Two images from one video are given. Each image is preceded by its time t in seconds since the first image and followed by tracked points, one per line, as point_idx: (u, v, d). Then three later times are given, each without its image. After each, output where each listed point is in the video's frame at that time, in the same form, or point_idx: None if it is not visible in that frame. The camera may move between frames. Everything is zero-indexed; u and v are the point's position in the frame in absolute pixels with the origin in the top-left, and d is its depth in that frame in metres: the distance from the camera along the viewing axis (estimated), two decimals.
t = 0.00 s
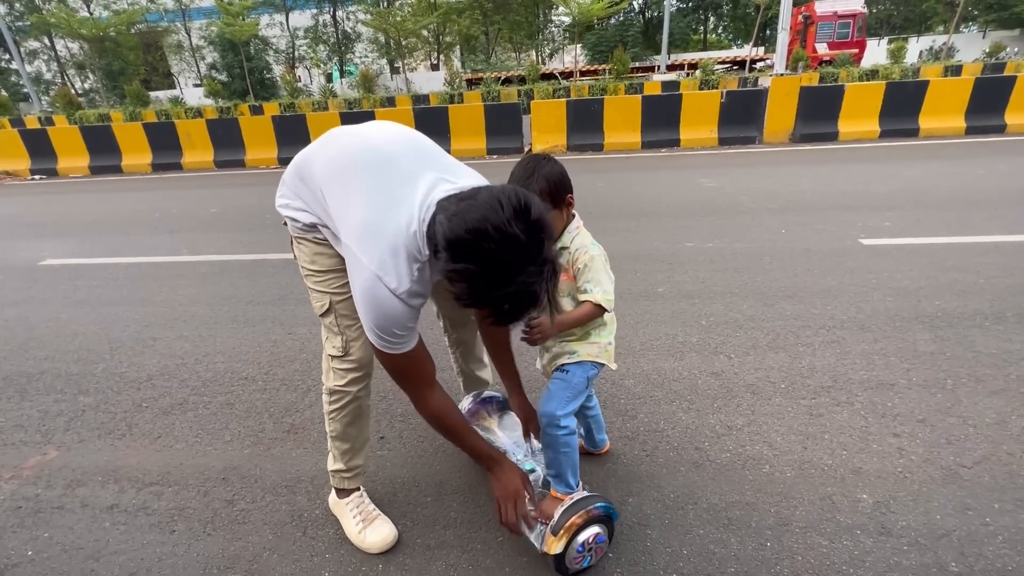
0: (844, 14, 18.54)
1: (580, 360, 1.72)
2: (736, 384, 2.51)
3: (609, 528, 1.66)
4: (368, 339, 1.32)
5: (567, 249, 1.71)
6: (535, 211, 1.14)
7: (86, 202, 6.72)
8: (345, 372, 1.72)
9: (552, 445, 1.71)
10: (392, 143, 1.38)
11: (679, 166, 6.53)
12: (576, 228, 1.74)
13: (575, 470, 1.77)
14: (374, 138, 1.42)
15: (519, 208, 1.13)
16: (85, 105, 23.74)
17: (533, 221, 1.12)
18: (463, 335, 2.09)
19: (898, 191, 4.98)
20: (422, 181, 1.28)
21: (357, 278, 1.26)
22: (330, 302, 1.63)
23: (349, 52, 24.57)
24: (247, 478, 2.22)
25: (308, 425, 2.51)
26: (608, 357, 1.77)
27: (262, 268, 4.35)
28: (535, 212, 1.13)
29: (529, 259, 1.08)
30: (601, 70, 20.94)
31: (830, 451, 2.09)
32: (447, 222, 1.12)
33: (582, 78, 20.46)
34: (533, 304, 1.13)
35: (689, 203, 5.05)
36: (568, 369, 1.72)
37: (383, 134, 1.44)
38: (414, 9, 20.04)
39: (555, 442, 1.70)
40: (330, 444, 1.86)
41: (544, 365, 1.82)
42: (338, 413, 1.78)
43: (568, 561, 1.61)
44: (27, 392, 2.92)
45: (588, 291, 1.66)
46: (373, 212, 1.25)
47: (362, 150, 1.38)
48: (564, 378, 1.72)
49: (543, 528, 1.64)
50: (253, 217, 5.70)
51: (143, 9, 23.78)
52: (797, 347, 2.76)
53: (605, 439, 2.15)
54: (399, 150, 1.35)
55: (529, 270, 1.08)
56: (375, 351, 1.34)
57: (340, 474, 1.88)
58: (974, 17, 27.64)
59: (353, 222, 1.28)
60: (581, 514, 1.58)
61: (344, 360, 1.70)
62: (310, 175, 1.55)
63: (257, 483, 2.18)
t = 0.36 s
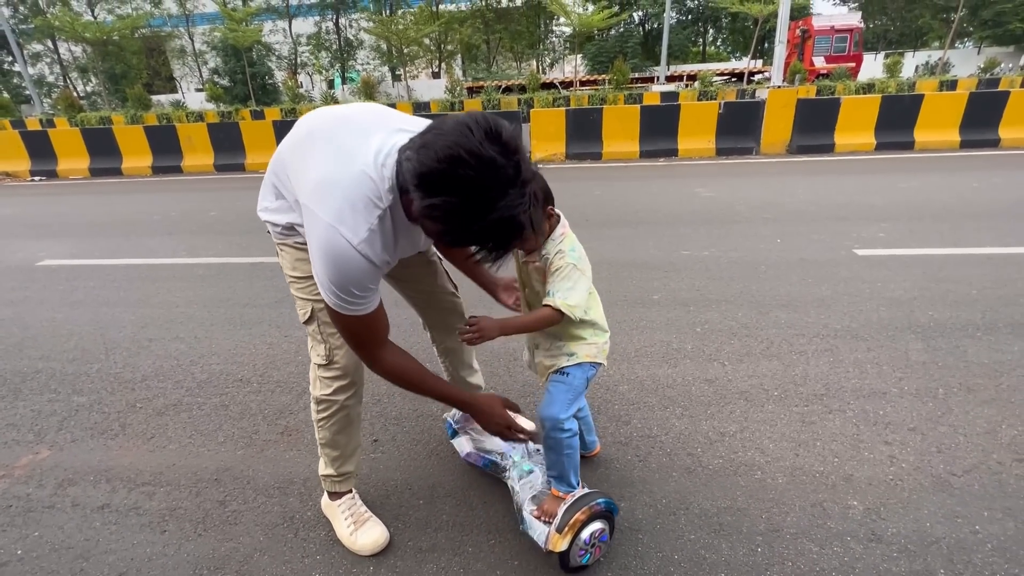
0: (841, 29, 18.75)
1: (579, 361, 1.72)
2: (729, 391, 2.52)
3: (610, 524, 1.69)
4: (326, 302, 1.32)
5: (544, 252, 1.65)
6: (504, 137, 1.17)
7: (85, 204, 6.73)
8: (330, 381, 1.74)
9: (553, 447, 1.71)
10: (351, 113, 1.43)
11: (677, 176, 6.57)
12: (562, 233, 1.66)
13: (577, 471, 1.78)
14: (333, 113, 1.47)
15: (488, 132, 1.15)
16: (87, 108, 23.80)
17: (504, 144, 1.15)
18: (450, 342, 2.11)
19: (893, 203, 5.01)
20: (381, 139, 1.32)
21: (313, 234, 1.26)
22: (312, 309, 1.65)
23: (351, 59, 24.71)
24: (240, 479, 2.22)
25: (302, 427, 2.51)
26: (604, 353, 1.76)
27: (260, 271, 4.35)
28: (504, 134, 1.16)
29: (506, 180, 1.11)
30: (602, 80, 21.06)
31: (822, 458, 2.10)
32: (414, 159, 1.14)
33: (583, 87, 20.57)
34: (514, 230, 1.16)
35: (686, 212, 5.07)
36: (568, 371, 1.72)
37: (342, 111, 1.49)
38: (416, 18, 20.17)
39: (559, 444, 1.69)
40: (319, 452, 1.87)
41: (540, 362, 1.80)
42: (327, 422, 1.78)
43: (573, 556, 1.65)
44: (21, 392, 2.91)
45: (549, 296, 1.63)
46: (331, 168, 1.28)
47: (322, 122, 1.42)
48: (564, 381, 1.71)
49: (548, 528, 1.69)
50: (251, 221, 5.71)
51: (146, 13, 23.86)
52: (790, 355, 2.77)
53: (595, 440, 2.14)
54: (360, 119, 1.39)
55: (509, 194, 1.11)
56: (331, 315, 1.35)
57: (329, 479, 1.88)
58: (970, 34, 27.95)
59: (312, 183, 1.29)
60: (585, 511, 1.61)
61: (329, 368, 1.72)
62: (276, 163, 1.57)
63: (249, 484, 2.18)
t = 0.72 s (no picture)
0: (840, 35, 18.84)
1: (567, 360, 1.70)
2: (721, 393, 2.52)
3: (604, 519, 1.71)
4: (286, 267, 1.31)
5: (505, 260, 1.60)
6: (478, 97, 1.19)
7: (79, 196, 6.69)
8: (314, 379, 1.73)
9: (543, 446, 1.71)
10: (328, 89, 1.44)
11: (674, 178, 6.58)
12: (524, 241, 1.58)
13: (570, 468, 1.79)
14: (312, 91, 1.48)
15: (460, 90, 1.16)
16: (83, 100, 23.66)
17: (477, 102, 1.17)
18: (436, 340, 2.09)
19: (888, 209, 5.03)
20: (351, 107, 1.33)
21: (275, 194, 1.24)
22: (295, 306, 1.65)
23: (350, 55, 24.65)
24: (228, 474, 2.20)
25: (292, 423, 2.50)
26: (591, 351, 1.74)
27: (253, 266, 4.33)
28: (477, 93, 1.17)
29: (476, 139, 1.14)
30: (601, 81, 21.07)
31: (812, 461, 2.10)
32: (385, 118, 1.15)
33: (582, 88, 20.56)
34: (483, 189, 1.19)
35: (682, 214, 5.08)
36: (556, 370, 1.70)
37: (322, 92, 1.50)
38: (416, 16, 20.12)
39: (549, 444, 1.70)
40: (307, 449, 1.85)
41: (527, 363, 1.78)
42: (312, 419, 1.77)
43: (569, 552, 1.66)
44: (9, 383, 2.89)
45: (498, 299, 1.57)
46: (301, 133, 1.27)
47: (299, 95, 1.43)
48: (553, 380, 1.69)
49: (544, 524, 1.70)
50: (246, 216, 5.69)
51: (145, 6, 23.70)
52: (783, 358, 2.77)
53: (586, 441, 2.13)
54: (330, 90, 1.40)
55: (478, 152, 1.14)
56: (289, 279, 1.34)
57: (318, 476, 1.87)
58: (967, 42, 28.12)
59: (279, 145, 1.28)
60: (581, 506, 1.63)
61: (312, 366, 1.72)
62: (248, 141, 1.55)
63: (238, 479, 2.17)
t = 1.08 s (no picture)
0: (848, 45, 18.85)
1: (563, 373, 1.69)
2: (725, 402, 2.52)
3: (605, 526, 1.70)
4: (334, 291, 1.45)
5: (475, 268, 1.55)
6: (465, 140, 1.22)
7: (90, 196, 6.75)
8: (322, 373, 1.74)
9: (539, 456, 1.73)
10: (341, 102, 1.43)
11: (680, 186, 6.58)
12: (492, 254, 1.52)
13: (568, 473, 1.79)
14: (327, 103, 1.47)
15: (449, 136, 1.21)
16: (95, 101, 23.87)
17: (463, 151, 1.21)
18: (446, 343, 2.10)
19: (895, 219, 5.02)
20: (365, 128, 1.33)
21: (307, 227, 1.33)
22: (309, 301, 1.66)
23: (360, 60, 24.81)
24: (232, 474, 2.21)
25: (296, 424, 2.51)
26: (588, 361, 1.71)
27: (260, 267, 4.36)
28: (465, 140, 1.22)
29: (452, 186, 1.19)
30: (609, 89, 21.11)
31: (815, 472, 2.10)
32: (377, 151, 1.21)
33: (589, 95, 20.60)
34: (454, 233, 1.25)
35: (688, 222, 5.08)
36: (551, 383, 1.69)
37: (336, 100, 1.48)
38: (425, 22, 20.22)
39: (543, 454, 1.71)
40: (310, 445, 1.87)
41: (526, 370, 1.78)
42: (318, 413, 1.79)
43: (569, 560, 1.65)
44: (17, 380, 2.91)
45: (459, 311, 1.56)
46: (319, 166, 1.30)
47: (314, 112, 1.43)
48: (546, 392, 1.69)
49: (545, 529, 1.69)
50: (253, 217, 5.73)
51: (158, 9, 23.92)
52: (787, 367, 2.77)
53: (584, 441, 2.12)
54: (344, 106, 1.39)
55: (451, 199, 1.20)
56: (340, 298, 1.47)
57: (320, 474, 1.89)
58: (976, 53, 28.05)
59: (302, 177, 1.33)
60: (582, 512, 1.62)
61: (322, 359, 1.72)
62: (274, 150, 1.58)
63: (241, 479, 2.18)
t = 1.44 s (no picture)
0: (850, 50, 18.90)
1: (563, 373, 1.70)
2: (724, 404, 2.53)
3: (607, 523, 1.72)
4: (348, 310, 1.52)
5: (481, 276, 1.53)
6: (454, 197, 1.27)
7: (91, 192, 6.76)
8: (335, 363, 1.77)
9: (539, 454, 1.76)
10: (354, 118, 1.46)
11: (681, 189, 6.60)
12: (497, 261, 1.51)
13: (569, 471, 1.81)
14: (344, 116, 1.50)
15: (436, 191, 1.25)
16: (97, 97, 23.88)
17: (448, 207, 1.25)
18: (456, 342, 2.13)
19: (894, 225, 5.04)
20: (377, 153, 1.36)
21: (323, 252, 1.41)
22: (327, 293, 1.67)
23: (362, 59, 24.82)
24: (233, 470, 2.23)
25: (298, 421, 2.53)
26: (589, 362, 1.72)
27: (261, 265, 4.37)
28: (452, 197, 1.25)
29: (433, 242, 1.24)
30: (610, 91, 21.14)
31: (813, 474, 2.11)
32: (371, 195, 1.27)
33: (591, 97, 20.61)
34: (436, 284, 1.28)
35: (688, 225, 5.09)
36: (552, 383, 1.70)
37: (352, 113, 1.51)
38: (429, 22, 20.24)
39: (544, 453, 1.74)
40: (317, 436, 1.89)
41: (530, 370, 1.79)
42: (327, 403, 1.81)
43: (572, 557, 1.67)
44: (19, 375, 2.92)
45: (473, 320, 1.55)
46: (333, 191, 1.36)
47: (329, 128, 1.47)
48: (547, 393, 1.70)
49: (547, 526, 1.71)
50: (255, 215, 5.74)
51: (162, 6, 23.95)
52: (786, 370, 2.79)
53: (586, 444, 2.14)
54: (360, 125, 1.42)
55: (431, 254, 1.24)
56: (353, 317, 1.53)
57: (324, 468, 1.90)
58: (977, 60, 28.12)
59: (319, 202, 1.40)
60: (585, 509, 1.65)
61: (335, 350, 1.74)
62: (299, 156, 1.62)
63: (243, 476, 2.19)
